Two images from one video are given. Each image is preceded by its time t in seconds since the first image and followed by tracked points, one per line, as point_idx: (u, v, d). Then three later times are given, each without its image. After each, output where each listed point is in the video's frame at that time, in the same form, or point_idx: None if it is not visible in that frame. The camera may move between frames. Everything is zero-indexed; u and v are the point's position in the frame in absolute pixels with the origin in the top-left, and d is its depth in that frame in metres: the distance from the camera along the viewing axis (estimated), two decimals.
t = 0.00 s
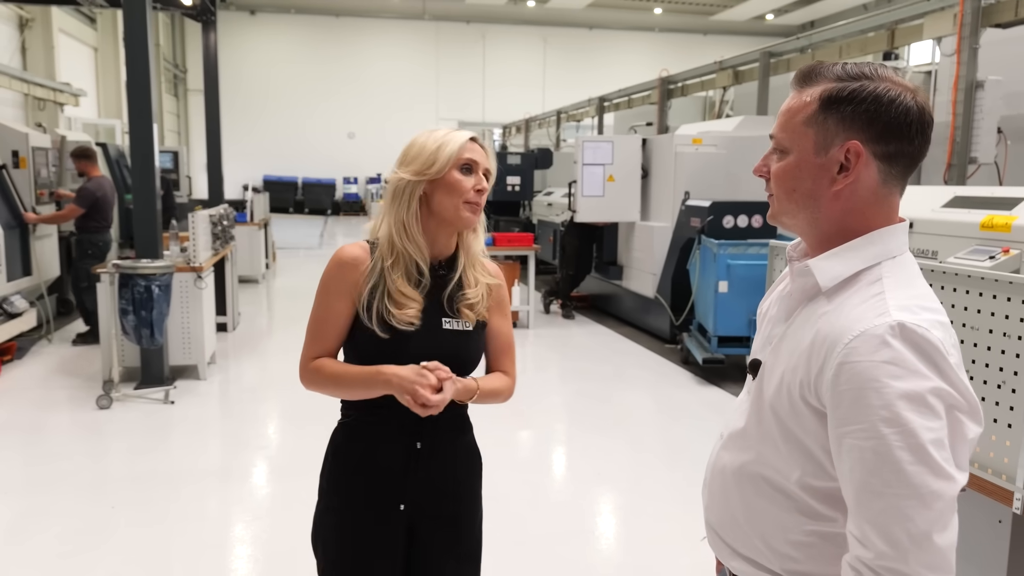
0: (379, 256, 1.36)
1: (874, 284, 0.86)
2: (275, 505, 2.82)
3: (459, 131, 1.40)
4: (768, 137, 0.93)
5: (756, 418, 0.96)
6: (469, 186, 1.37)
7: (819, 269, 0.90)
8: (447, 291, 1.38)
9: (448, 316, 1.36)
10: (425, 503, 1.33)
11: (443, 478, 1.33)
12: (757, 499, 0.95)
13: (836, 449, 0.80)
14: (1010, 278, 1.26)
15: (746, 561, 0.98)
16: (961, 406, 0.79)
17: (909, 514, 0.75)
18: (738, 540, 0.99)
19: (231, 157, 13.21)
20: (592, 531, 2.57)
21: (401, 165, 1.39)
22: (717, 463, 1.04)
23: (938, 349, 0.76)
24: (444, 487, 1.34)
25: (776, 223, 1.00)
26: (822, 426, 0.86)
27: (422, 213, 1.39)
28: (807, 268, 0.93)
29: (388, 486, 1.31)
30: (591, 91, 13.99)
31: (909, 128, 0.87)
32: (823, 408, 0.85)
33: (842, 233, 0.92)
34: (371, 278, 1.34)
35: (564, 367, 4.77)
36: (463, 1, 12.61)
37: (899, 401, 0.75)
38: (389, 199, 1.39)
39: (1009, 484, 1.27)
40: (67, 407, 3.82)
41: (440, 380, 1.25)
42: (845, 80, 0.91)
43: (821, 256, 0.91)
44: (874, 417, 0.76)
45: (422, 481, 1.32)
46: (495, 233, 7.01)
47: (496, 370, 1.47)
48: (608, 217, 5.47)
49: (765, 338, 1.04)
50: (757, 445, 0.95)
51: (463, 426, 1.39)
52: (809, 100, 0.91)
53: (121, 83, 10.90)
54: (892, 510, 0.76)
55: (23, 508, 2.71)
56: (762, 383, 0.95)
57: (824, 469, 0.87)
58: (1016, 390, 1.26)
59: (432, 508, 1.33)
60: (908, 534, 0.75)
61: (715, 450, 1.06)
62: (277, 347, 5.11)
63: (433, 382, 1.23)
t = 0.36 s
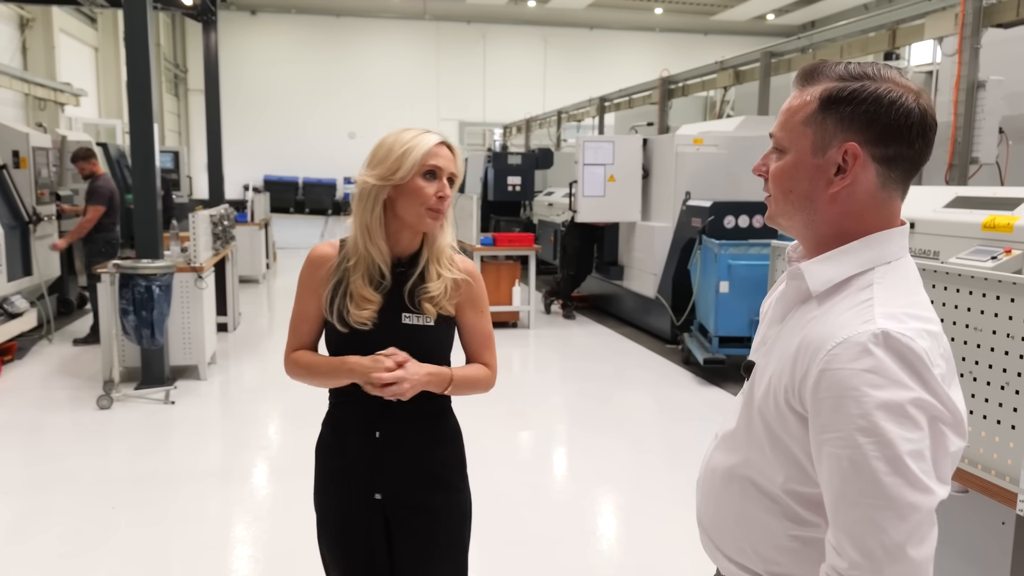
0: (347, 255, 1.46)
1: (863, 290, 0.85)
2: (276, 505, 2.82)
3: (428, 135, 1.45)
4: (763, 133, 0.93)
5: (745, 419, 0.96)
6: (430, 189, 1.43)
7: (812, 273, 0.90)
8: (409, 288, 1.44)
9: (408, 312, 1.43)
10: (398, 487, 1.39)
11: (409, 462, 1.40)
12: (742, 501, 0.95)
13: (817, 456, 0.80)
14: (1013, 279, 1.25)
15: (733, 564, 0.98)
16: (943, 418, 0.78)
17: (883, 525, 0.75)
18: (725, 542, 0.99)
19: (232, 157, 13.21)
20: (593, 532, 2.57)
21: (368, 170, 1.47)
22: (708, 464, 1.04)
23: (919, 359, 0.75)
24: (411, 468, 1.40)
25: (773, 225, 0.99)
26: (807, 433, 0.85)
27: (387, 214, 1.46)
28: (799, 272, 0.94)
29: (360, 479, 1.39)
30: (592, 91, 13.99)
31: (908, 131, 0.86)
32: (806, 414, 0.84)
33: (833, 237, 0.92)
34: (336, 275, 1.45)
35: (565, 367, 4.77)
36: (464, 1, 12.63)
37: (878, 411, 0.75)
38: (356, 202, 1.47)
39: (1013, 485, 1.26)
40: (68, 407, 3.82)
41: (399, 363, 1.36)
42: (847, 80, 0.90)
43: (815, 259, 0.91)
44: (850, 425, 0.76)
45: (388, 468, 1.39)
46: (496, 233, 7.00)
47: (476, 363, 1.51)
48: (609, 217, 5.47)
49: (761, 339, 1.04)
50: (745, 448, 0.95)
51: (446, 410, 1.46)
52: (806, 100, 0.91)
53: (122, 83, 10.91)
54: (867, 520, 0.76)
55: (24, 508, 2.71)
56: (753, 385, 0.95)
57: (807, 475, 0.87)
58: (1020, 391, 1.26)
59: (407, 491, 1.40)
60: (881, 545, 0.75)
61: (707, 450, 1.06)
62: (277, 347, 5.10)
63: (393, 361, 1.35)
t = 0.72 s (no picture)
0: (326, 262, 1.51)
1: (861, 294, 0.85)
2: (278, 505, 2.82)
3: (392, 141, 1.49)
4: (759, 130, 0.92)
5: (740, 421, 0.96)
6: (399, 194, 1.47)
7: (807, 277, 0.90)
8: (388, 287, 1.47)
9: (390, 311, 1.47)
10: (397, 472, 1.43)
11: (409, 447, 1.44)
12: (740, 503, 0.95)
13: (817, 463, 0.80)
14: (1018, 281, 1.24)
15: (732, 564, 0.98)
16: (946, 424, 0.77)
17: (888, 534, 0.74)
18: (725, 544, 0.99)
19: (233, 157, 13.23)
20: (595, 532, 2.57)
21: (336, 181, 1.51)
22: (702, 465, 1.04)
23: (918, 367, 0.75)
24: (410, 453, 1.44)
25: (764, 227, 0.98)
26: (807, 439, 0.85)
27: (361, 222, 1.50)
28: (795, 274, 0.94)
29: (360, 463, 1.43)
30: (593, 91, 13.99)
31: (905, 139, 0.86)
32: (805, 421, 0.84)
33: (829, 243, 0.92)
34: (319, 282, 1.50)
35: (567, 368, 4.77)
36: (466, 1, 12.63)
37: (878, 420, 0.74)
38: (329, 214, 1.51)
39: (1018, 488, 1.25)
40: (69, 407, 3.82)
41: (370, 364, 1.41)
42: (848, 81, 0.89)
43: (809, 264, 0.90)
44: (851, 434, 0.75)
45: (389, 453, 1.43)
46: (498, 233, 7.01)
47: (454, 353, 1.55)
48: (610, 217, 5.46)
49: (749, 341, 1.03)
50: (743, 451, 0.95)
51: (434, 400, 1.50)
52: (806, 100, 0.90)
53: (123, 83, 10.93)
54: (871, 529, 0.75)
55: (26, 508, 2.71)
56: (747, 388, 0.94)
57: (806, 480, 0.87)
58: None
59: (404, 475, 1.44)
60: (885, 553, 0.75)
61: (701, 451, 1.06)
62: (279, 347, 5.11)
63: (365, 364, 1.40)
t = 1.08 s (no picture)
0: (326, 267, 1.50)
1: (865, 282, 0.86)
2: (284, 505, 2.82)
3: (372, 140, 1.49)
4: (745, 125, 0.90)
5: (743, 422, 0.94)
6: (389, 191, 1.47)
7: (807, 270, 0.90)
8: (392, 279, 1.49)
9: (397, 301, 1.50)
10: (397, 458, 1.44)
11: (405, 432, 1.44)
12: (757, 505, 0.93)
13: (851, 452, 0.78)
14: None
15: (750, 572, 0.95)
16: (964, 394, 0.79)
17: (944, 506, 0.73)
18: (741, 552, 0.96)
19: (239, 157, 13.27)
20: (600, 533, 2.56)
21: (322, 187, 1.50)
22: (703, 477, 1.01)
23: (941, 342, 0.76)
24: (408, 437, 1.45)
25: (747, 223, 0.97)
26: (829, 428, 0.84)
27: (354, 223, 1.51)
28: (792, 267, 0.92)
29: (360, 454, 1.43)
30: (598, 91, 13.97)
31: (884, 125, 0.89)
32: (830, 411, 0.83)
33: (820, 233, 0.93)
34: (321, 286, 1.49)
35: (573, 368, 4.76)
36: (471, 1, 12.63)
37: (920, 397, 0.74)
38: (320, 220, 1.50)
39: None
40: (76, 406, 3.83)
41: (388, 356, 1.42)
42: (826, 77, 0.91)
43: (808, 256, 0.90)
44: (893, 415, 0.74)
45: (388, 440, 1.44)
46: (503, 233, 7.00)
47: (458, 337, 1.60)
48: (616, 217, 5.45)
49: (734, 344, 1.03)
50: (750, 452, 0.93)
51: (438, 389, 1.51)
52: (789, 97, 0.90)
53: (130, 83, 10.97)
54: (924, 506, 0.73)
55: (33, 508, 2.72)
56: (749, 389, 0.93)
57: (825, 470, 0.86)
58: None
59: (405, 460, 1.44)
60: (941, 528, 0.73)
61: (698, 460, 1.04)
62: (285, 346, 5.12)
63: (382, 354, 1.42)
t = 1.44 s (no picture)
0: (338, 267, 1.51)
1: (830, 263, 0.87)
2: (292, 505, 2.82)
3: (374, 139, 1.48)
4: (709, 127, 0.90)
5: (711, 399, 0.93)
6: (397, 187, 1.47)
7: (774, 253, 0.91)
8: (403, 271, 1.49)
9: (409, 293, 1.49)
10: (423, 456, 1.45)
11: (432, 431, 1.45)
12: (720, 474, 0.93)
13: (813, 415, 0.79)
14: None
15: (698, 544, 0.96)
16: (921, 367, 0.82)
17: (892, 468, 0.75)
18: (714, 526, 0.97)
19: (248, 158, 13.32)
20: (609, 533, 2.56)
21: (330, 190, 1.51)
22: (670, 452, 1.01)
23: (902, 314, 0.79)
24: (435, 436, 1.45)
25: (714, 219, 0.98)
26: (795, 397, 0.85)
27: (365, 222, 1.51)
28: (761, 252, 0.92)
29: (385, 453, 1.44)
30: (607, 91, 13.95)
31: (836, 122, 0.90)
32: (797, 379, 0.84)
33: (777, 225, 0.94)
34: (334, 287, 1.50)
35: (580, 368, 4.75)
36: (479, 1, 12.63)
37: (883, 362, 0.75)
38: (330, 222, 1.50)
39: None
40: (86, 406, 3.85)
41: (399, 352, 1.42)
42: (782, 80, 0.92)
43: (776, 241, 0.91)
44: (858, 378, 0.75)
45: (414, 440, 1.44)
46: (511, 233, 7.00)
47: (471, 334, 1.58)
48: (625, 217, 5.43)
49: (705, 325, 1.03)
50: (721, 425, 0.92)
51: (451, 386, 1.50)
52: (745, 101, 0.91)
53: (140, 85, 11.04)
54: (871, 463, 0.75)
55: (43, 506, 2.74)
56: (721, 364, 0.92)
57: (788, 437, 0.87)
58: None
59: (433, 458, 1.45)
60: (883, 484, 0.75)
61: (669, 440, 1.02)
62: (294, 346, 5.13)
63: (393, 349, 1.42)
